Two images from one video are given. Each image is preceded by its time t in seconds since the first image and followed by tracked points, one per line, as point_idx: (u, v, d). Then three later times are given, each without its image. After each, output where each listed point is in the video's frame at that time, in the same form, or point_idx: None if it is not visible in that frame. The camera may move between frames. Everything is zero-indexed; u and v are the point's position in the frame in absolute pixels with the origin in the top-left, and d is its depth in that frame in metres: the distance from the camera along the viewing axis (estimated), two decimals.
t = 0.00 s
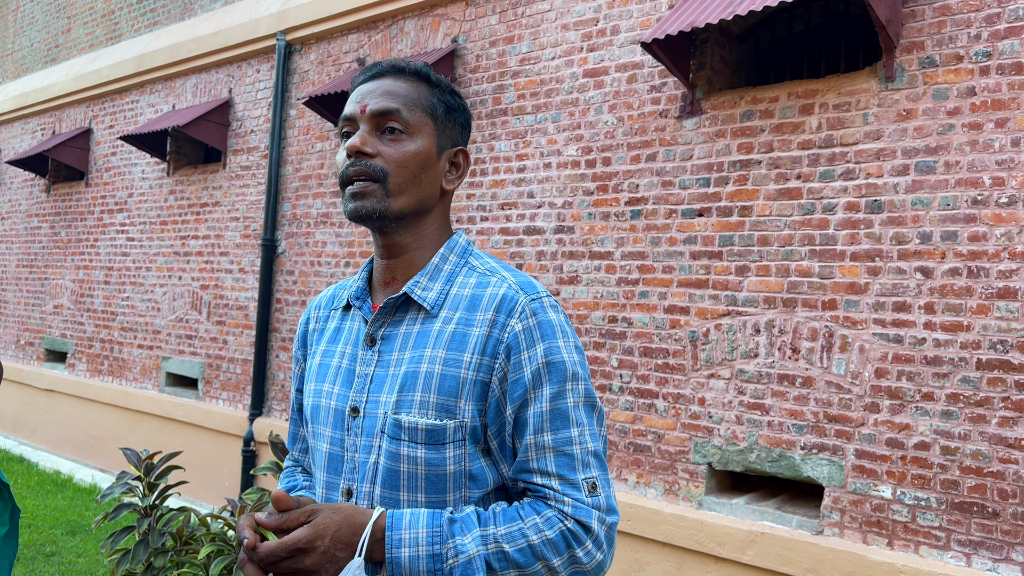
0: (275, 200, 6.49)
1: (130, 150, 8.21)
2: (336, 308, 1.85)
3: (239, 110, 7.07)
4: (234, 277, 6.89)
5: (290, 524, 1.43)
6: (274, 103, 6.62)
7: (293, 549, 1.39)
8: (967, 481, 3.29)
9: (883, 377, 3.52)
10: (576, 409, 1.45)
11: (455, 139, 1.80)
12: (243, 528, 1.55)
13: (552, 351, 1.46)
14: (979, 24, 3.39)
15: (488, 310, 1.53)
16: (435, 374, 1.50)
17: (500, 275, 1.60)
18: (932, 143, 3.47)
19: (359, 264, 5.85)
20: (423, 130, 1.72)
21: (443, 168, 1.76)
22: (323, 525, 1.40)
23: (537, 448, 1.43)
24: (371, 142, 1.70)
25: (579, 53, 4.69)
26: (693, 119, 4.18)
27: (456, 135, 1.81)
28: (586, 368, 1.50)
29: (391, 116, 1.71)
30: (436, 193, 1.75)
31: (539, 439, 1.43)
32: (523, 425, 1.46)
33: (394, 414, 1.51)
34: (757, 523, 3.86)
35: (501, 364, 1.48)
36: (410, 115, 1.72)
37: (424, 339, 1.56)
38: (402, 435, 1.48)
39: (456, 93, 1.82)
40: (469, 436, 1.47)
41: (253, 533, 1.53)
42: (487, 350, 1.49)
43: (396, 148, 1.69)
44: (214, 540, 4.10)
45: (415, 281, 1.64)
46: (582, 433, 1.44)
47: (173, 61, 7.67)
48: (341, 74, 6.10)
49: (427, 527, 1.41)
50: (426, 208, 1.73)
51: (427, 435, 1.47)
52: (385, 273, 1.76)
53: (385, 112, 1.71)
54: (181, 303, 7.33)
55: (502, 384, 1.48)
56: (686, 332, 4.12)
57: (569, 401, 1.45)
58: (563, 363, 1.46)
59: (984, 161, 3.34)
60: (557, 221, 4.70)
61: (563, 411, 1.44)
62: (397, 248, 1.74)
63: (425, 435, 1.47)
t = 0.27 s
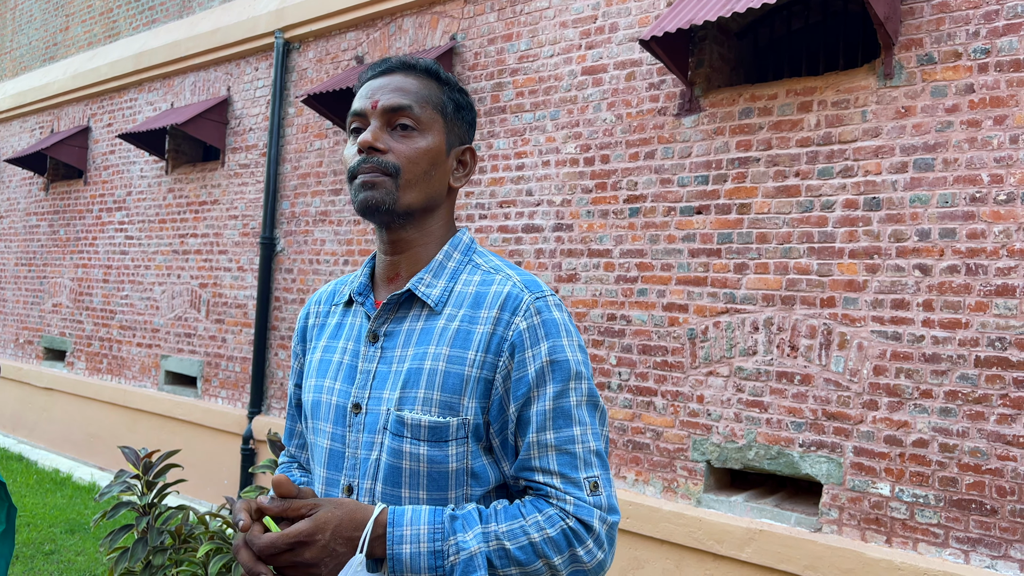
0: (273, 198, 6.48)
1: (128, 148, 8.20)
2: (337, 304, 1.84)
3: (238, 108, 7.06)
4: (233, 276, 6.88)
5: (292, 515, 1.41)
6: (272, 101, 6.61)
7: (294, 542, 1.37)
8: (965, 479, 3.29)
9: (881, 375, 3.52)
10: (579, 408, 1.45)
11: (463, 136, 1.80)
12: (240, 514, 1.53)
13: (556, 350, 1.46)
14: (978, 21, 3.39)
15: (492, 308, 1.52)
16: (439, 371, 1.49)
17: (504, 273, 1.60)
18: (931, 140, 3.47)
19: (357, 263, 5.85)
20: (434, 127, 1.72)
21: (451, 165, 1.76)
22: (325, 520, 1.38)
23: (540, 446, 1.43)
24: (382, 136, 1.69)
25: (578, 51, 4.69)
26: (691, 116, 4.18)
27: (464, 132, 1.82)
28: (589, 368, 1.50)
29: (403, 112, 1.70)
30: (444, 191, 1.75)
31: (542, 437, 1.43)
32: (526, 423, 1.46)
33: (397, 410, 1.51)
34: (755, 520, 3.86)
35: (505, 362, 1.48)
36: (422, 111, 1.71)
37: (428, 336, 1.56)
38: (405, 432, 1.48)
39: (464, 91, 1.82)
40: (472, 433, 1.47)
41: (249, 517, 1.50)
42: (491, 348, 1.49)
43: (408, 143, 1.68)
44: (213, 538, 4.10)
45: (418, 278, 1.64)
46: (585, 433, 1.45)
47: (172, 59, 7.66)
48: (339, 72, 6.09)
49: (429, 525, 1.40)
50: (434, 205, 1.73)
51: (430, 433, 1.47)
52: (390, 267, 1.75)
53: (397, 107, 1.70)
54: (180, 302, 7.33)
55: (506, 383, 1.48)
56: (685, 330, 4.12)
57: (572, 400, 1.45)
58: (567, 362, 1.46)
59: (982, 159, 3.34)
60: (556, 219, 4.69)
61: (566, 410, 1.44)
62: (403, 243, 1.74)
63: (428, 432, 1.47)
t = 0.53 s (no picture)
0: (272, 196, 6.48)
1: (127, 147, 8.19)
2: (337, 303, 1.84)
3: (237, 107, 7.05)
4: (232, 275, 6.88)
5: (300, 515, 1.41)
6: (271, 99, 6.61)
7: (305, 543, 1.37)
8: (964, 476, 3.29)
9: (881, 372, 3.52)
10: (584, 406, 1.45)
11: (458, 131, 1.81)
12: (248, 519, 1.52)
13: (561, 347, 1.46)
14: (977, 18, 3.39)
15: (497, 306, 1.52)
16: (445, 370, 1.49)
17: (507, 271, 1.60)
18: (930, 137, 3.47)
19: (356, 261, 5.84)
20: (431, 122, 1.72)
21: (450, 160, 1.77)
22: (333, 520, 1.38)
23: (546, 444, 1.43)
24: (381, 134, 1.68)
25: (576, 49, 4.68)
26: (690, 114, 4.17)
27: (459, 127, 1.82)
28: (594, 365, 1.50)
29: (401, 108, 1.70)
30: (444, 186, 1.76)
31: (548, 435, 1.43)
32: (531, 421, 1.46)
33: (402, 410, 1.50)
34: (755, 518, 3.86)
35: (511, 360, 1.47)
36: (420, 107, 1.71)
37: (432, 335, 1.56)
38: (411, 431, 1.48)
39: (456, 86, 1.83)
40: (478, 432, 1.47)
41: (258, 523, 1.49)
42: (496, 346, 1.49)
43: (409, 139, 1.68)
44: (212, 537, 4.10)
45: (421, 277, 1.64)
46: (591, 430, 1.45)
47: (170, 58, 7.65)
48: (338, 71, 6.09)
49: (437, 524, 1.40)
50: (436, 201, 1.73)
51: (436, 432, 1.46)
52: (393, 265, 1.75)
53: (395, 104, 1.69)
54: (179, 301, 7.32)
55: (511, 381, 1.48)
56: (684, 328, 4.12)
57: (577, 398, 1.45)
58: (572, 360, 1.46)
59: (981, 156, 3.34)
60: (555, 217, 4.69)
61: (571, 408, 1.44)
62: (406, 240, 1.73)
63: (434, 432, 1.46)
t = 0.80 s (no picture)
0: (271, 196, 6.48)
1: (126, 147, 8.18)
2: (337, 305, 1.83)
3: (236, 106, 7.05)
4: (232, 274, 6.88)
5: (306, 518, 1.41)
6: (270, 99, 6.61)
7: (313, 546, 1.36)
8: (963, 474, 3.29)
9: (880, 370, 3.52)
10: (587, 405, 1.46)
11: (448, 128, 1.80)
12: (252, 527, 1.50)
13: (563, 347, 1.46)
14: (975, 16, 3.39)
15: (499, 307, 1.52)
16: (448, 372, 1.49)
17: (507, 271, 1.60)
18: (929, 135, 3.47)
19: (356, 261, 5.84)
20: (421, 122, 1.71)
21: (443, 158, 1.76)
22: (341, 521, 1.38)
23: (550, 444, 1.43)
24: (372, 140, 1.68)
25: (575, 48, 4.68)
26: (689, 112, 4.17)
27: (449, 123, 1.82)
28: (596, 365, 1.50)
29: (389, 112, 1.69)
30: (439, 184, 1.75)
31: (551, 435, 1.43)
32: (535, 421, 1.46)
33: (406, 411, 1.50)
34: (755, 516, 3.86)
35: (514, 361, 1.48)
36: (408, 108, 1.70)
37: (435, 336, 1.56)
38: (415, 433, 1.48)
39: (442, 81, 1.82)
40: (482, 433, 1.47)
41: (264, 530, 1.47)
42: (499, 347, 1.49)
43: (400, 142, 1.68)
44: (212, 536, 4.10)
45: (421, 278, 1.63)
46: (594, 429, 1.45)
47: (169, 57, 7.65)
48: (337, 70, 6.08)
49: (442, 524, 1.41)
50: (432, 201, 1.73)
51: (441, 433, 1.46)
52: (393, 268, 1.75)
53: (383, 108, 1.69)
54: (179, 301, 7.32)
55: (514, 381, 1.48)
56: (684, 326, 4.12)
57: (580, 397, 1.46)
58: (574, 360, 1.46)
59: (980, 154, 3.34)
60: (555, 216, 4.69)
61: (575, 407, 1.45)
62: (404, 243, 1.73)
63: (438, 433, 1.46)
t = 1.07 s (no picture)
0: (271, 196, 6.48)
1: (125, 147, 8.18)
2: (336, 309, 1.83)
3: (235, 106, 7.04)
4: (231, 274, 6.88)
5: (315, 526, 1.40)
6: (269, 98, 6.60)
7: (326, 553, 1.36)
8: (964, 472, 3.30)
9: (880, 368, 3.52)
10: (589, 402, 1.46)
11: (426, 127, 1.78)
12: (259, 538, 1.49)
13: (563, 345, 1.46)
14: (974, 14, 3.39)
15: (498, 307, 1.52)
16: (450, 374, 1.49)
17: (505, 270, 1.59)
18: (928, 133, 3.47)
19: (356, 260, 5.84)
20: (396, 130, 1.69)
21: (424, 160, 1.74)
22: (351, 526, 1.37)
23: (553, 441, 1.43)
24: (350, 158, 1.67)
25: (575, 47, 4.68)
26: (689, 111, 4.17)
27: (426, 122, 1.79)
28: (596, 361, 1.50)
29: (361, 126, 1.67)
30: (424, 188, 1.74)
31: (555, 432, 1.43)
32: (537, 419, 1.46)
33: (409, 414, 1.50)
34: (755, 515, 3.86)
35: (515, 360, 1.48)
36: (380, 119, 1.68)
37: (436, 338, 1.56)
38: (419, 435, 1.48)
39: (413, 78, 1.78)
40: (486, 433, 1.48)
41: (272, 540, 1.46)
42: (499, 347, 1.49)
43: (378, 156, 1.67)
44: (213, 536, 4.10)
45: (420, 280, 1.63)
46: (596, 425, 1.45)
47: (168, 57, 7.64)
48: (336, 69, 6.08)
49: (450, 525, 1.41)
50: (419, 207, 1.72)
51: (445, 435, 1.47)
52: (387, 277, 1.75)
53: (354, 124, 1.67)
54: (178, 301, 7.32)
55: (515, 380, 1.48)
56: (684, 325, 4.12)
57: (582, 394, 1.46)
58: (575, 356, 1.46)
59: (979, 152, 3.34)
60: (554, 215, 4.69)
61: (577, 404, 1.45)
62: (396, 253, 1.73)
63: (443, 435, 1.47)
